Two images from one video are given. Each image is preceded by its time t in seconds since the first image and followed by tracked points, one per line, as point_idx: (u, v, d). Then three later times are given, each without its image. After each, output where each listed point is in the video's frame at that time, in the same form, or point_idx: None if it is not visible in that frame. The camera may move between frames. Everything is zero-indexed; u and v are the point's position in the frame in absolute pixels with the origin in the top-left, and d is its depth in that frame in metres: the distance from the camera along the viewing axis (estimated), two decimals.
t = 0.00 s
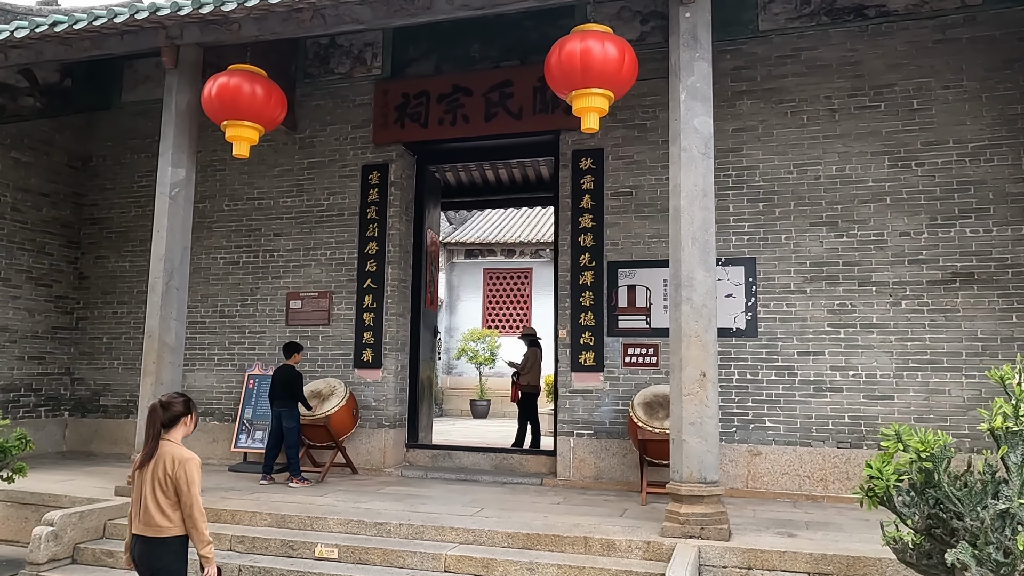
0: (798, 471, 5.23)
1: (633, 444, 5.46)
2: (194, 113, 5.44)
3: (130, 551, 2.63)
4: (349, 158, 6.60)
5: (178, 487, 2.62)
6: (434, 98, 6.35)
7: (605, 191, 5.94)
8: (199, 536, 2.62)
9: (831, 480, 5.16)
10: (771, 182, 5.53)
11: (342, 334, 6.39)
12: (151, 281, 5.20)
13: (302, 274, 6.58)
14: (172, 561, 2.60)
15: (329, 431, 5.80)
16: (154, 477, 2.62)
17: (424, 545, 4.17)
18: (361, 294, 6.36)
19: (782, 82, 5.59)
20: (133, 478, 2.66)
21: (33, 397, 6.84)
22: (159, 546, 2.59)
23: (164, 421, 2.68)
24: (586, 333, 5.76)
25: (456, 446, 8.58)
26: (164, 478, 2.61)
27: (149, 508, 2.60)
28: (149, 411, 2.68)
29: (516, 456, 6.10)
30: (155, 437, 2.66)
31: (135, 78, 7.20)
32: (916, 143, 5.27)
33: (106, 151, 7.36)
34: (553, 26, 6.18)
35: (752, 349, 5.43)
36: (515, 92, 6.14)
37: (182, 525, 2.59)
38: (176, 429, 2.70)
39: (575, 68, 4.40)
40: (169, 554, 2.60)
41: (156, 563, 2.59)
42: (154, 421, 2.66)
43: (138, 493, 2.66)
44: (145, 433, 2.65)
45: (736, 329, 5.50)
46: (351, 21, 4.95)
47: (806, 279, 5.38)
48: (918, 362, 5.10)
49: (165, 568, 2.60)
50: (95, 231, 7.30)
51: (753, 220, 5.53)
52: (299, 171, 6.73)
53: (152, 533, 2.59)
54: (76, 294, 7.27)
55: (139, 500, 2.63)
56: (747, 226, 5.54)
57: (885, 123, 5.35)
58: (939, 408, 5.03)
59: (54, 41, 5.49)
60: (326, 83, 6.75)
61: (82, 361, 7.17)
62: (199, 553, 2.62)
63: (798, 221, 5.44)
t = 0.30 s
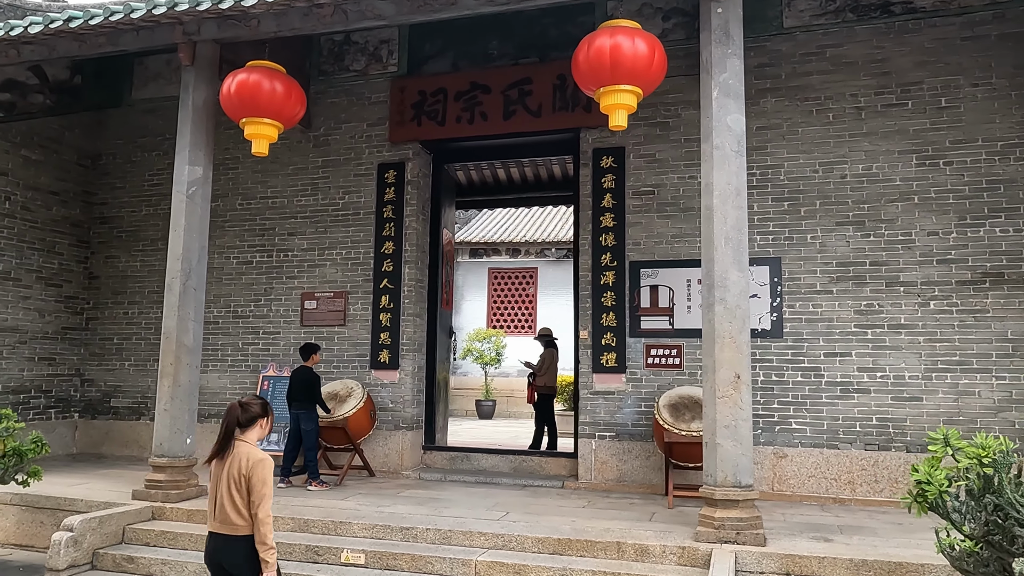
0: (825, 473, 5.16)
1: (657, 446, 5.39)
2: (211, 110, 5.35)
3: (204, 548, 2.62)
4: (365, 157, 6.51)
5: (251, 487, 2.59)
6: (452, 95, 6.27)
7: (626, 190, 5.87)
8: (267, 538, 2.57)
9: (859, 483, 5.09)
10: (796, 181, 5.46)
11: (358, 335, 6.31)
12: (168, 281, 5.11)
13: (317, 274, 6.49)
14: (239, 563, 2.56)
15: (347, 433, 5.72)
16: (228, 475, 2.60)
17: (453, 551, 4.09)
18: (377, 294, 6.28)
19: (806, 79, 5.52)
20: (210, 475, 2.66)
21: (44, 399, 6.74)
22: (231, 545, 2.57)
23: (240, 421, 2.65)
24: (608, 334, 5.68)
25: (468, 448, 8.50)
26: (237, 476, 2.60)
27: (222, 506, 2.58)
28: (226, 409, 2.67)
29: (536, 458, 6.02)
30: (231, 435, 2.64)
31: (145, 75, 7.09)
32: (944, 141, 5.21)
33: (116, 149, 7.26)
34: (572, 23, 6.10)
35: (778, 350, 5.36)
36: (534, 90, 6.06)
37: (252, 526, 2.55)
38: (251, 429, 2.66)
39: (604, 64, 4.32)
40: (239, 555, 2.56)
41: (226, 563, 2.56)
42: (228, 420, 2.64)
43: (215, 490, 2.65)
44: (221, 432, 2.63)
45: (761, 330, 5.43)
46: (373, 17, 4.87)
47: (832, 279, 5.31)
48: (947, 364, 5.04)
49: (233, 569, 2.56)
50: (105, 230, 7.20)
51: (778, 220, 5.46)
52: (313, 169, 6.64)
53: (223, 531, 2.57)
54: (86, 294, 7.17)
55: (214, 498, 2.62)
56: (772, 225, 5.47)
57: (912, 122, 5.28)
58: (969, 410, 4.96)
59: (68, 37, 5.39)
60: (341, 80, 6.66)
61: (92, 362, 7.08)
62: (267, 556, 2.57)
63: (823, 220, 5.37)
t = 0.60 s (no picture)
0: (852, 473, 5.10)
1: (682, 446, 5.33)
2: (229, 107, 5.28)
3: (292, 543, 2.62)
4: (381, 155, 6.44)
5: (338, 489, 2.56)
6: (469, 93, 6.21)
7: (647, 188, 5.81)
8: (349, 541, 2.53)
9: (887, 483, 5.03)
10: (820, 178, 5.40)
11: (374, 335, 6.24)
12: (187, 280, 5.04)
13: (333, 274, 6.42)
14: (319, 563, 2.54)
15: (366, 435, 5.65)
16: (317, 474, 2.59)
17: (483, 554, 4.02)
18: (395, 294, 6.21)
19: (831, 76, 5.46)
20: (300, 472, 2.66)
21: (55, 400, 6.66)
22: (316, 544, 2.56)
23: (333, 422, 2.63)
24: (630, 333, 5.62)
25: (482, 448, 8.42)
26: (325, 476, 2.58)
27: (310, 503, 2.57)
28: (321, 409, 2.67)
29: (556, 458, 5.96)
30: (323, 435, 2.63)
31: (157, 72, 7.01)
32: (971, 138, 5.15)
33: (128, 147, 7.19)
34: (592, 19, 6.04)
35: (803, 349, 5.30)
36: (554, 87, 6.00)
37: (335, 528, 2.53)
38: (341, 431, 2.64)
39: (635, 59, 4.26)
40: (322, 554, 2.55)
41: (310, 560, 2.56)
42: (321, 420, 2.64)
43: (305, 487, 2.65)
44: (315, 432, 2.63)
45: (786, 329, 5.37)
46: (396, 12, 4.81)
47: (858, 277, 5.25)
48: (976, 362, 4.98)
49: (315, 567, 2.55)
50: (116, 229, 7.12)
51: (803, 218, 5.41)
52: (328, 167, 6.57)
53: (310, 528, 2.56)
54: (97, 294, 7.09)
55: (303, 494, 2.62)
56: (796, 223, 5.42)
57: (939, 118, 5.23)
58: (999, 409, 4.91)
59: (84, 32, 5.32)
60: (356, 77, 6.59)
61: (104, 362, 7.00)
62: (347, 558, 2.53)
63: (849, 218, 5.31)
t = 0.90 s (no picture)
0: (880, 478, 5.04)
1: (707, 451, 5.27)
2: (248, 108, 5.21)
3: (374, 545, 2.71)
4: (398, 155, 6.38)
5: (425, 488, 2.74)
6: (488, 93, 6.14)
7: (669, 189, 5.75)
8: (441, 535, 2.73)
9: (915, 488, 4.97)
10: (846, 180, 5.35)
11: (392, 338, 6.17)
12: (207, 283, 4.97)
13: (349, 276, 6.36)
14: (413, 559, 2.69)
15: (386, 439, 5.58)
16: (404, 475, 2.73)
17: (514, 562, 3.96)
18: (413, 296, 6.14)
19: (857, 76, 5.40)
20: (378, 475, 2.77)
21: (68, 404, 6.57)
22: (405, 541, 2.69)
23: (415, 427, 2.79)
24: (653, 336, 5.56)
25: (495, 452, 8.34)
26: (413, 477, 2.73)
27: (399, 503, 2.70)
28: (398, 415, 2.78)
29: (577, 463, 5.90)
30: (402, 440, 2.77)
31: (169, 72, 6.93)
32: (1000, 139, 5.10)
33: (140, 148, 7.12)
34: (612, 18, 5.97)
35: (829, 353, 5.25)
36: (574, 87, 5.93)
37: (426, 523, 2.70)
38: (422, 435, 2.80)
39: (666, 58, 4.22)
40: (412, 549, 2.70)
41: (398, 558, 2.68)
42: (404, 424, 2.77)
43: (380, 489, 2.76)
44: (397, 437, 2.76)
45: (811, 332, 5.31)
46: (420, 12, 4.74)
47: (885, 280, 5.20)
48: (1006, 366, 4.93)
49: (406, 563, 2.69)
50: (128, 231, 7.04)
51: (829, 219, 5.35)
52: (344, 168, 6.51)
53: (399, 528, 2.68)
54: (109, 296, 7.01)
55: (385, 497, 2.73)
56: (821, 225, 5.36)
57: (967, 119, 5.17)
58: None
59: (102, 32, 5.24)
60: (372, 77, 6.52)
61: (116, 366, 6.92)
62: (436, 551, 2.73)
63: (875, 220, 5.25)
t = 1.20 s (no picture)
0: (908, 479, 4.98)
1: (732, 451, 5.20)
2: (266, 103, 5.12)
3: (446, 535, 2.85)
4: (414, 152, 6.30)
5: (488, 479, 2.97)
6: (506, 89, 6.07)
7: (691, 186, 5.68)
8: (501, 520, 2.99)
9: (944, 489, 4.91)
10: (871, 177, 5.29)
11: (409, 337, 6.09)
12: (226, 281, 4.88)
13: (365, 274, 6.27)
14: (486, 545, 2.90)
15: (405, 440, 5.50)
16: (474, 468, 2.93)
17: (545, 565, 3.88)
18: (430, 295, 6.06)
19: (882, 72, 5.34)
20: (447, 470, 2.92)
21: (78, 404, 6.47)
22: (475, 528, 2.88)
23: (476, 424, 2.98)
24: (675, 336, 5.49)
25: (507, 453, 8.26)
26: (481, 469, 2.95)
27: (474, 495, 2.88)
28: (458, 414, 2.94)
29: (597, 464, 5.82)
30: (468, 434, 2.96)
31: (181, 68, 6.84)
32: None
33: (151, 145, 7.03)
34: (632, 14, 5.90)
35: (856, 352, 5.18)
36: (594, 83, 5.86)
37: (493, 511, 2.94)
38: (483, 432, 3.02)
39: (698, 52, 4.15)
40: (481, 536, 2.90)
41: (472, 546, 2.87)
42: (470, 422, 2.95)
43: (449, 483, 2.91)
44: (464, 431, 2.95)
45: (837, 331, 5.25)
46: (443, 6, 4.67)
47: (912, 278, 5.14)
48: None
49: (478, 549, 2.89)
50: (139, 229, 6.95)
51: (854, 217, 5.28)
52: (359, 166, 6.42)
53: (471, 517, 2.87)
54: (119, 295, 6.92)
55: (457, 489, 2.89)
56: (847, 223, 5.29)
57: (994, 115, 5.11)
58: None
59: (117, 26, 5.15)
60: (387, 73, 6.44)
61: (127, 366, 6.82)
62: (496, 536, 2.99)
63: (902, 218, 5.19)
